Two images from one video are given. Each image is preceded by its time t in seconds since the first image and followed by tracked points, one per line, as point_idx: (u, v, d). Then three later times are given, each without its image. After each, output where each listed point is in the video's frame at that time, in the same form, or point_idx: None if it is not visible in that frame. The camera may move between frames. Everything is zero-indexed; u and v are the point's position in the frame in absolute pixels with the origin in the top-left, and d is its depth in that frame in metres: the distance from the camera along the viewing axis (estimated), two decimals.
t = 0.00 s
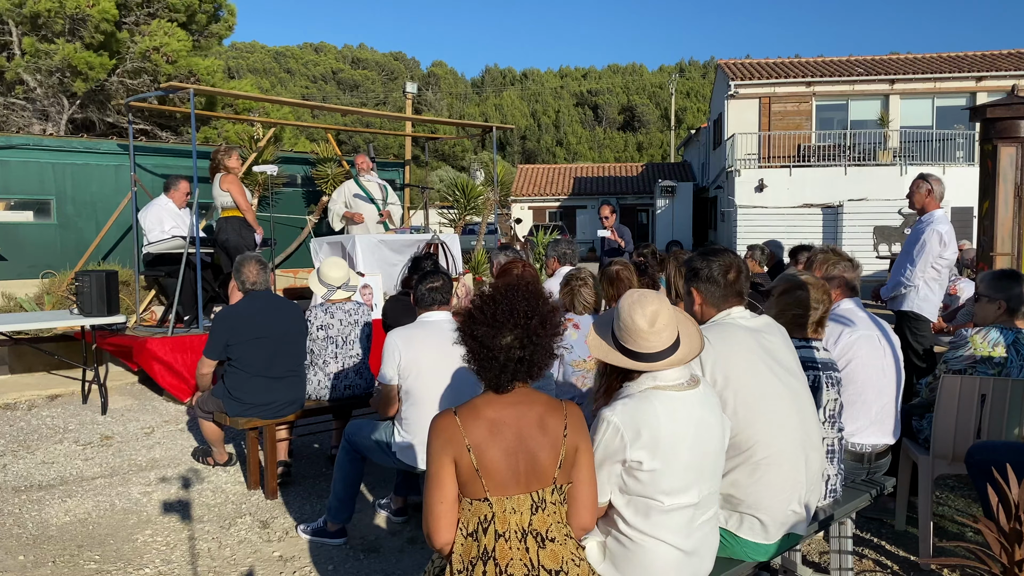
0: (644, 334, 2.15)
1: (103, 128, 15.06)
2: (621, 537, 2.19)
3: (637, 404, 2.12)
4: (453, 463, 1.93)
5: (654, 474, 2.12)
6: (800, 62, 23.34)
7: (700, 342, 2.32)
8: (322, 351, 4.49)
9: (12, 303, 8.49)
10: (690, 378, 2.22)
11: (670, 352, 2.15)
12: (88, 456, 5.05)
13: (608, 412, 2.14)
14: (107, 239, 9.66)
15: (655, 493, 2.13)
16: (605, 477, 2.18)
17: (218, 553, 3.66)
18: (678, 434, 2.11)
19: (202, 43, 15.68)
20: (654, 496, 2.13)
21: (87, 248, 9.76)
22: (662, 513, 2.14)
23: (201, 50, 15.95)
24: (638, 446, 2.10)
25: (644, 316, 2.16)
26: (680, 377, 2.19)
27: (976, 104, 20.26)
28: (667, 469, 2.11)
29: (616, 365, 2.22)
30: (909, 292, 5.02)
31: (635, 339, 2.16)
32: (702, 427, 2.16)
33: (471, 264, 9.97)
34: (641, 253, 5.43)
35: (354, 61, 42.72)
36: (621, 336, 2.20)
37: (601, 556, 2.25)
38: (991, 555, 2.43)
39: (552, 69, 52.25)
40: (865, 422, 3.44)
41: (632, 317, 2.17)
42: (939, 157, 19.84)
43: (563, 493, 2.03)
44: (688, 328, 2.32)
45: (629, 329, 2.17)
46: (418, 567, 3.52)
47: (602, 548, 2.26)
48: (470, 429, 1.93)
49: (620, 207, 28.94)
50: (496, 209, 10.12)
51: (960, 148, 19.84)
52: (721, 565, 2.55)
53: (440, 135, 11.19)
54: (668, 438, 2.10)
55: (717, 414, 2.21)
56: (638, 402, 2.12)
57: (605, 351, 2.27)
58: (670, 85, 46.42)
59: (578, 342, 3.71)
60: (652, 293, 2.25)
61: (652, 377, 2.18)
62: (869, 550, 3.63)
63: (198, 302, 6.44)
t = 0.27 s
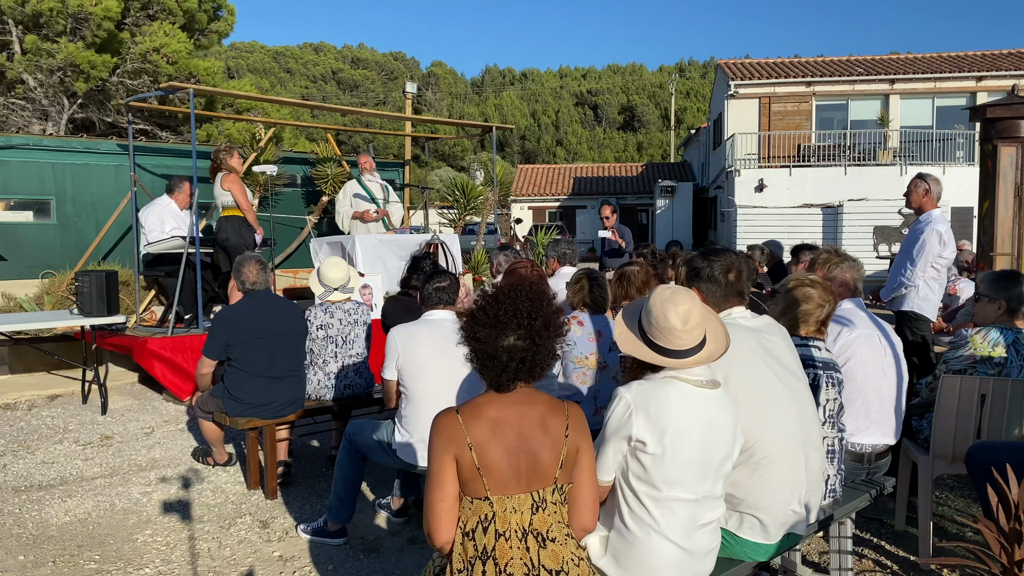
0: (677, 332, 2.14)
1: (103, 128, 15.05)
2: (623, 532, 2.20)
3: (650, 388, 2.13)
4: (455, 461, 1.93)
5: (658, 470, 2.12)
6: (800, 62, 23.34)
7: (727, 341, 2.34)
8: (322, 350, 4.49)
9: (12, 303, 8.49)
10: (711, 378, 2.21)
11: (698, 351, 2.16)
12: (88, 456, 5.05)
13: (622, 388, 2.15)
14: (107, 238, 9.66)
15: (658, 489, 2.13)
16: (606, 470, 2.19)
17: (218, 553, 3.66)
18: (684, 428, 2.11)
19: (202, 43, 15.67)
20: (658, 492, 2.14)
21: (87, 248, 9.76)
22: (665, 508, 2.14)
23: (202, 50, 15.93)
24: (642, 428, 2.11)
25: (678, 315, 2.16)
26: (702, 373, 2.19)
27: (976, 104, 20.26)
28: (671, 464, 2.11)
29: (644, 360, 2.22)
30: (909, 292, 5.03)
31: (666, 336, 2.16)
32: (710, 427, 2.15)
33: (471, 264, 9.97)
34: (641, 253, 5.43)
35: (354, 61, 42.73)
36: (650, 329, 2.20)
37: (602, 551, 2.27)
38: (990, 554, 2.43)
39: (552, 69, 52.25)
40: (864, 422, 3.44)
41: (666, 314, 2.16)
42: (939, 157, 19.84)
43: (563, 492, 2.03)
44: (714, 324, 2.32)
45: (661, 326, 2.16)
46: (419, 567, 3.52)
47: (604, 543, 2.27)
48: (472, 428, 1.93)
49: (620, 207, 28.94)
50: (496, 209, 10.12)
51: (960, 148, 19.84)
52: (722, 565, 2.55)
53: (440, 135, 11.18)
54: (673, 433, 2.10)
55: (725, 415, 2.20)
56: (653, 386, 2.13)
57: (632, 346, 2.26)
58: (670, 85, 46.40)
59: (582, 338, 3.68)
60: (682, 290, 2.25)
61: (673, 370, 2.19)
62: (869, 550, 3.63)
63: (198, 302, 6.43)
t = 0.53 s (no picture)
0: (692, 327, 2.15)
1: (103, 128, 15.06)
2: (623, 529, 2.20)
3: (657, 380, 2.13)
4: (456, 461, 1.93)
5: (660, 467, 2.13)
6: (800, 62, 23.34)
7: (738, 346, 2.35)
8: (322, 351, 4.49)
9: (12, 303, 8.49)
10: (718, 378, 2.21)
11: (710, 349, 2.17)
12: (88, 456, 5.05)
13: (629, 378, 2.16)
14: (107, 238, 9.66)
15: (660, 486, 2.14)
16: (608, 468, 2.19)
17: (218, 553, 3.66)
18: (686, 426, 2.11)
19: (202, 43, 15.68)
20: (659, 489, 2.14)
21: (87, 247, 9.76)
22: (666, 505, 2.15)
23: (202, 50, 15.93)
24: (644, 423, 2.10)
25: (694, 311, 2.17)
26: (708, 373, 2.19)
27: (976, 104, 20.26)
28: (672, 461, 2.11)
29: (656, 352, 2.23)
30: (908, 291, 5.03)
31: (681, 331, 2.16)
32: (714, 427, 2.15)
33: (471, 264, 9.97)
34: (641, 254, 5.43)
35: (354, 61, 42.75)
36: (663, 322, 2.22)
37: (602, 544, 2.28)
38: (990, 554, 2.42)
39: (552, 69, 52.26)
40: (864, 422, 3.44)
41: (683, 309, 2.18)
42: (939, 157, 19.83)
43: (564, 492, 2.03)
44: (727, 326, 2.34)
45: (676, 319, 2.17)
46: (419, 567, 3.52)
47: (604, 537, 2.28)
48: (473, 428, 1.93)
49: (620, 207, 28.95)
50: (496, 209, 10.12)
51: (960, 148, 19.83)
52: (721, 565, 2.55)
53: (440, 135, 11.18)
54: (675, 431, 2.10)
55: (730, 416, 2.19)
56: (659, 379, 2.13)
57: (648, 338, 2.27)
58: (670, 85, 46.39)
59: (580, 338, 3.67)
60: (700, 289, 2.26)
61: (681, 365, 2.19)
62: (869, 550, 3.63)
63: (198, 302, 6.42)
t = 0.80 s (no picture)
0: (678, 326, 2.14)
1: (103, 127, 15.06)
2: (622, 532, 2.20)
3: (644, 389, 2.12)
4: (454, 462, 1.93)
5: (657, 471, 2.12)
6: (800, 62, 23.35)
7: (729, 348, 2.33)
8: (322, 350, 4.49)
9: (12, 303, 8.49)
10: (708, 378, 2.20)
11: (697, 350, 2.16)
12: (88, 456, 5.05)
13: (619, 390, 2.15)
14: (107, 238, 9.66)
15: (658, 489, 2.13)
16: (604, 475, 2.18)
17: (218, 553, 3.66)
18: (681, 428, 2.10)
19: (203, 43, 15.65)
20: (657, 492, 2.14)
21: (87, 248, 9.76)
22: (665, 508, 2.15)
23: (202, 50, 15.94)
24: (639, 427, 2.10)
25: (681, 310, 2.16)
26: (697, 374, 2.18)
27: (976, 104, 20.27)
28: (669, 464, 2.11)
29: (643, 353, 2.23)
30: (907, 291, 5.03)
31: (668, 330, 2.16)
32: (708, 429, 2.14)
33: (471, 264, 9.97)
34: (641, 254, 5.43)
35: (354, 61, 42.77)
36: (652, 324, 2.21)
37: (602, 550, 2.27)
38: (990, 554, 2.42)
39: (552, 69, 52.26)
40: (864, 422, 3.44)
41: (670, 308, 2.17)
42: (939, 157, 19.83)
43: (563, 492, 2.04)
44: (717, 327, 2.33)
45: (664, 319, 2.17)
46: (418, 567, 3.52)
47: (604, 543, 2.27)
48: (470, 429, 1.93)
49: (620, 207, 28.95)
50: (496, 209, 10.12)
51: (960, 148, 19.83)
52: (721, 565, 2.55)
53: (440, 135, 11.17)
54: (668, 435, 2.10)
55: (721, 417, 2.19)
56: (648, 386, 2.13)
57: (636, 337, 2.26)
58: (670, 85, 46.37)
59: (573, 341, 3.67)
60: (689, 289, 2.25)
61: (670, 367, 2.18)
62: (869, 550, 3.63)
63: (198, 302, 6.42)
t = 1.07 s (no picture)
0: (649, 338, 2.12)
1: (102, 127, 15.06)
2: (618, 536, 2.19)
3: (629, 401, 2.12)
4: (450, 467, 1.92)
5: (653, 475, 2.12)
6: (800, 62, 23.35)
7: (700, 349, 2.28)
8: (323, 350, 4.49)
9: (12, 303, 8.49)
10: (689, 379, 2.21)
11: (673, 357, 2.14)
12: (88, 456, 5.05)
13: (602, 408, 2.14)
14: (107, 239, 9.66)
15: (654, 491, 2.13)
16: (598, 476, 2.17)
17: (219, 553, 3.66)
18: (672, 430, 2.10)
19: (203, 42, 15.65)
20: (654, 495, 2.13)
21: (87, 247, 9.76)
22: (661, 510, 2.14)
23: (202, 50, 15.94)
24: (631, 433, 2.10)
25: (649, 321, 2.14)
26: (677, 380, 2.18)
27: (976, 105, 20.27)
28: (664, 466, 2.11)
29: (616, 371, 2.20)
30: (908, 292, 5.02)
31: (639, 342, 2.13)
32: (699, 428, 2.15)
33: (471, 264, 9.96)
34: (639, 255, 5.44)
35: (354, 61, 42.77)
36: (623, 336, 2.18)
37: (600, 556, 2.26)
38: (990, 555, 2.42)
39: (552, 69, 52.25)
40: (864, 422, 3.44)
41: (638, 320, 2.14)
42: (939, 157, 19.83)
43: (560, 491, 2.04)
44: (686, 325, 2.30)
45: (633, 332, 2.14)
46: (418, 567, 3.52)
47: (601, 548, 2.25)
48: (466, 432, 1.92)
49: (620, 207, 28.94)
50: (496, 208, 10.12)
51: (960, 148, 19.83)
52: (721, 565, 2.55)
53: (439, 134, 11.17)
54: (660, 435, 2.09)
55: (711, 417, 2.20)
56: (630, 399, 2.12)
57: (608, 355, 2.24)
58: (671, 85, 46.34)
59: (568, 343, 3.70)
60: (654, 292, 2.20)
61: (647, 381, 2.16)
62: (869, 550, 3.63)
63: (198, 302, 6.42)
